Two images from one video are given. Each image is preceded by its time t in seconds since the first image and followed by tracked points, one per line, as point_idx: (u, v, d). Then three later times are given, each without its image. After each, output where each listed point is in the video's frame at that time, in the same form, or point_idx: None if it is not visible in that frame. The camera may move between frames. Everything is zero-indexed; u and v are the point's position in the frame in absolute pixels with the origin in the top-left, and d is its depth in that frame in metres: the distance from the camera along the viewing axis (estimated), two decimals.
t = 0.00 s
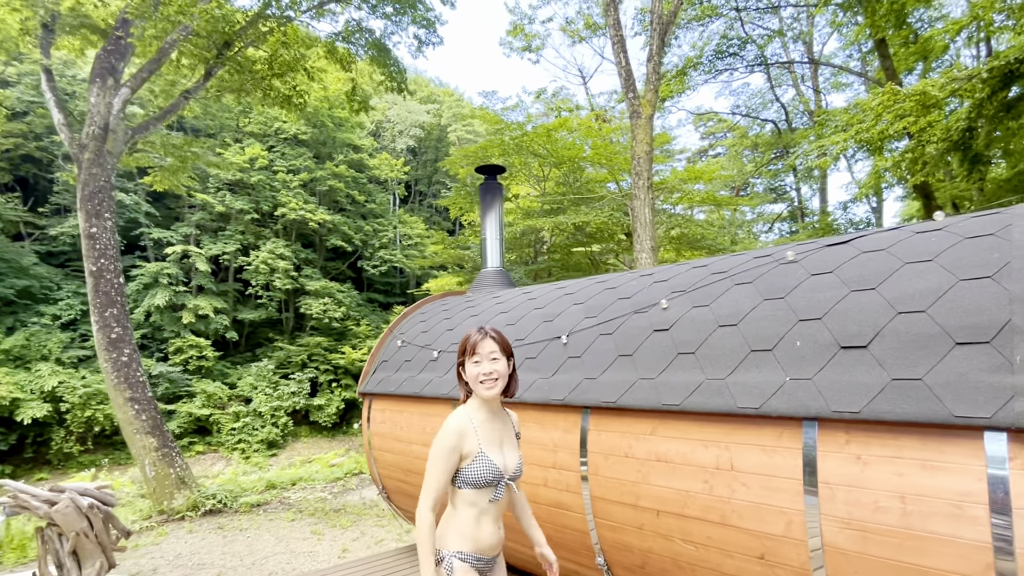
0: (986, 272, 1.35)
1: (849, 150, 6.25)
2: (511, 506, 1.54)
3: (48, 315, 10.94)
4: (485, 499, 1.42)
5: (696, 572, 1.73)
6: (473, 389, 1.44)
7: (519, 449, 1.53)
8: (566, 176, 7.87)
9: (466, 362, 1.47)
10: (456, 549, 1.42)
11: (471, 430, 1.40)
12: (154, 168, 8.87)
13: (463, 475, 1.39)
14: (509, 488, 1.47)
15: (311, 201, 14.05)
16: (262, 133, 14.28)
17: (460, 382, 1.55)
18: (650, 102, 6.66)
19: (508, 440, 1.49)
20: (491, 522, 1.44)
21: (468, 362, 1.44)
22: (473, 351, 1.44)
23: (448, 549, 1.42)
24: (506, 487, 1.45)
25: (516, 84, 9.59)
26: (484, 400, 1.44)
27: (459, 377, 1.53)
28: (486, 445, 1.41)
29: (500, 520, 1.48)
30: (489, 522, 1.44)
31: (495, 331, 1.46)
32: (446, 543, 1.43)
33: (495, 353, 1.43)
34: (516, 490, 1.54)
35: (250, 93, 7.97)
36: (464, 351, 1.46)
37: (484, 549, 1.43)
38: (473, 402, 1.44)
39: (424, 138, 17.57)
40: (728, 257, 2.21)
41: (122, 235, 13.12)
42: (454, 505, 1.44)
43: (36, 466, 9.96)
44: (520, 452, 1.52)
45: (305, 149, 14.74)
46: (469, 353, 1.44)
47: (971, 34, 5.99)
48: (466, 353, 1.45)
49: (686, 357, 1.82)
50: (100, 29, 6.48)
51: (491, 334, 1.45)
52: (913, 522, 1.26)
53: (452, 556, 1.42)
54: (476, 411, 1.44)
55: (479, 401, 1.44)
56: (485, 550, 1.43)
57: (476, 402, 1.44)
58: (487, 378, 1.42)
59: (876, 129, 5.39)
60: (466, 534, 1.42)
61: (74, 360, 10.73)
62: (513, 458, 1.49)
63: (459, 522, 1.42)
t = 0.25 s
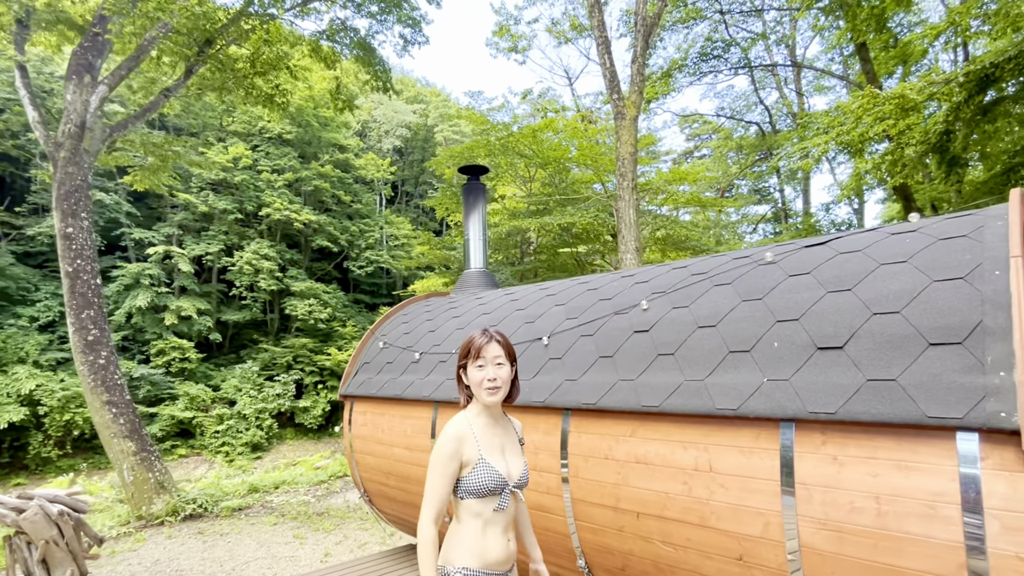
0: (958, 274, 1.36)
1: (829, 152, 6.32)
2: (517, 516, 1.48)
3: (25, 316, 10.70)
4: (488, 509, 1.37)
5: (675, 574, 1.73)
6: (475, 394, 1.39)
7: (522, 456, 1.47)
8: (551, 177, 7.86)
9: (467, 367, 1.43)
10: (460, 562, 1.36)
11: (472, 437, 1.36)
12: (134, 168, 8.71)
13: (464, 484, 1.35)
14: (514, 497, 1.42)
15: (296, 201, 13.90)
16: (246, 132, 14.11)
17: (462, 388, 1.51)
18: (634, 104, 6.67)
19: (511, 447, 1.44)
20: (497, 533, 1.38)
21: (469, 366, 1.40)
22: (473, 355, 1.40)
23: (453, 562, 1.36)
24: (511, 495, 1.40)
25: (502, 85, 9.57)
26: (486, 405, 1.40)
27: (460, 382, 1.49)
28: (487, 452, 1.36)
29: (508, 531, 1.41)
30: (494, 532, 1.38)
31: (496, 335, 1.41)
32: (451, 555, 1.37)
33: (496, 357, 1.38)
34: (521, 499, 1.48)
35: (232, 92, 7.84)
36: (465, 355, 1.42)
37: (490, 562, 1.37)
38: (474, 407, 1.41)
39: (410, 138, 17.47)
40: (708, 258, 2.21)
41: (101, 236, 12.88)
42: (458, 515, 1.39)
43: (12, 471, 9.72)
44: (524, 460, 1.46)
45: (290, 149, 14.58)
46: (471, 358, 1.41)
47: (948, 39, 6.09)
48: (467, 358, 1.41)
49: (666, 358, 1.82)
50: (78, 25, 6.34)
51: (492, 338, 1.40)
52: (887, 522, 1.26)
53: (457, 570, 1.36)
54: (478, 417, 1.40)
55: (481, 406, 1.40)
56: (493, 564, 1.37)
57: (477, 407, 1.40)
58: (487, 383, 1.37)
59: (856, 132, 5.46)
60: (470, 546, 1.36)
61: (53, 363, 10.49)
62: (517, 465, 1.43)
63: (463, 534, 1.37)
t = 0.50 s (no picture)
0: (929, 270, 1.38)
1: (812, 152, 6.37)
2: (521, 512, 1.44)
3: (12, 314, 10.58)
4: (496, 506, 1.32)
5: (657, 565, 1.75)
6: (480, 388, 1.33)
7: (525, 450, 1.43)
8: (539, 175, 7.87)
9: (470, 360, 1.36)
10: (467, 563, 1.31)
11: (478, 433, 1.30)
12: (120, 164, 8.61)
13: (471, 483, 1.28)
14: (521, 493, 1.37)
15: (286, 198, 13.82)
16: (236, 129, 14.00)
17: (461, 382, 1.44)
18: (620, 103, 6.68)
19: (516, 442, 1.40)
20: (504, 532, 1.34)
21: (472, 360, 1.33)
22: (477, 348, 1.34)
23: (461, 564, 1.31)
24: (517, 492, 1.35)
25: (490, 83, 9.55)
26: (491, 400, 1.34)
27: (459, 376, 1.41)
28: (494, 448, 1.31)
29: (515, 528, 1.37)
30: (501, 531, 1.33)
31: (500, 326, 1.35)
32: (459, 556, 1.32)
33: (502, 350, 1.33)
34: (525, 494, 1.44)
35: (220, 89, 7.77)
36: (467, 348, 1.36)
37: (497, 561, 1.32)
38: (477, 402, 1.34)
39: (400, 136, 17.40)
40: (689, 255, 2.24)
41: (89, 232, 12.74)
42: (464, 515, 1.33)
43: None
44: (527, 454, 1.42)
45: (280, 146, 14.47)
46: (475, 352, 1.34)
47: (923, 43, 6.20)
48: (470, 351, 1.34)
49: (647, 353, 1.84)
50: (63, 21, 6.23)
51: (497, 330, 1.34)
52: (861, 513, 1.29)
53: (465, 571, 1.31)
54: (482, 412, 1.34)
55: (486, 401, 1.35)
56: (501, 563, 1.32)
57: (482, 402, 1.34)
58: (493, 377, 1.31)
59: (835, 132, 5.54)
60: (478, 545, 1.31)
61: (40, 360, 10.38)
62: (522, 460, 1.39)
63: (470, 534, 1.32)
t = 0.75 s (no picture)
0: (897, 263, 1.42)
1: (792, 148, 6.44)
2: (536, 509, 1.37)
3: None
4: (510, 506, 1.25)
5: (635, 553, 1.78)
6: (491, 384, 1.26)
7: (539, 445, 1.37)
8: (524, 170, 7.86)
9: (480, 354, 1.30)
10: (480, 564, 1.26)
11: (490, 430, 1.23)
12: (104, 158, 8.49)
13: (485, 481, 1.21)
14: (535, 490, 1.31)
15: (274, 192, 13.71)
16: (223, 124, 13.87)
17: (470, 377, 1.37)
18: (603, 100, 6.68)
19: (529, 438, 1.33)
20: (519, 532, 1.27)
21: (484, 354, 1.27)
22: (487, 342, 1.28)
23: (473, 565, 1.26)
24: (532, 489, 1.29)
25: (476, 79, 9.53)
26: (502, 395, 1.28)
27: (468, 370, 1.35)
28: (507, 444, 1.24)
29: (529, 527, 1.30)
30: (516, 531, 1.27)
31: (511, 320, 1.30)
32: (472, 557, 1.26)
33: (513, 343, 1.27)
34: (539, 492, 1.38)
35: (206, 83, 7.67)
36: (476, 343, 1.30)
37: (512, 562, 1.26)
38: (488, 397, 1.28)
39: (388, 131, 17.32)
40: (667, 248, 2.26)
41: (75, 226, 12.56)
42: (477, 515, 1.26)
43: None
44: (541, 449, 1.36)
45: (268, 141, 14.34)
46: (485, 345, 1.27)
47: (898, 43, 6.30)
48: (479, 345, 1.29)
49: (626, 345, 1.87)
50: (46, 12, 6.11)
51: (508, 323, 1.29)
52: (830, 500, 1.32)
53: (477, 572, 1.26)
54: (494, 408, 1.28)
55: (497, 396, 1.29)
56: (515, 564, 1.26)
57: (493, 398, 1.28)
58: (505, 371, 1.25)
59: (812, 129, 5.61)
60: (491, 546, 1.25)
61: (25, 355, 10.27)
62: (535, 456, 1.32)
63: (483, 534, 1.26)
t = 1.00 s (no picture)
0: (871, 258, 1.45)
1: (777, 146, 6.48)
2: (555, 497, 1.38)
3: None
4: (532, 496, 1.26)
5: (617, 544, 1.81)
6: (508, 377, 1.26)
7: (559, 436, 1.38)
8: (515, 167, 7.86)
9: (495, 346, 1.29)
10: (503, 555, 1.27)
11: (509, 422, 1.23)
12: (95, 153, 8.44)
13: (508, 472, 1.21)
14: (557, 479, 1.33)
15: (267, 187, 13.67)
16: (218, 120, 13.81)
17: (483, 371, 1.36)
18: (591, 98, 6.68)
19: (547, 428, 1.34)
20: (540, 521, 1.29)
21: (501, 346, 1.26)
22: (502, 334, 1.27)
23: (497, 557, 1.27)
24: (554, 478, 1.30)
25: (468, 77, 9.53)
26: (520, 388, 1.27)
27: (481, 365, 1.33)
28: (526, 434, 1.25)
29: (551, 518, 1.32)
30: (539, 521, 1.28)
31: (524, 312, 1.30)
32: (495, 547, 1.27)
33: (528, 335, 1.27)
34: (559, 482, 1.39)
35: (199, 80, 7.63)
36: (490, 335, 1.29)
37: (535, 552, 1.28)
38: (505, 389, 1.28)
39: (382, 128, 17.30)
40: (650, 243, 2.29)
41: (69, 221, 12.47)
42: (500, 505, 1.27)
43: None
44: (560, 439, 1.37)
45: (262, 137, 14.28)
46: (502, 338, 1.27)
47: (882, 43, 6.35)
48: (494, 336, 1.28)
49: (609, 339, 1.89)
50: (37, 8, 6.06)
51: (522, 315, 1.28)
52: (805, 490, 1.35)
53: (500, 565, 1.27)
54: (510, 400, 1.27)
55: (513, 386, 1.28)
56: (538, 556, 1.28)
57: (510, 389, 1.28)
58: (523, 362, 1.25)
59: (796, 127, 5.66)
60: (515, 534, 1.26)
61: (18, 349, 10.22)
62: (555, 446, 1.34)
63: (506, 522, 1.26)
